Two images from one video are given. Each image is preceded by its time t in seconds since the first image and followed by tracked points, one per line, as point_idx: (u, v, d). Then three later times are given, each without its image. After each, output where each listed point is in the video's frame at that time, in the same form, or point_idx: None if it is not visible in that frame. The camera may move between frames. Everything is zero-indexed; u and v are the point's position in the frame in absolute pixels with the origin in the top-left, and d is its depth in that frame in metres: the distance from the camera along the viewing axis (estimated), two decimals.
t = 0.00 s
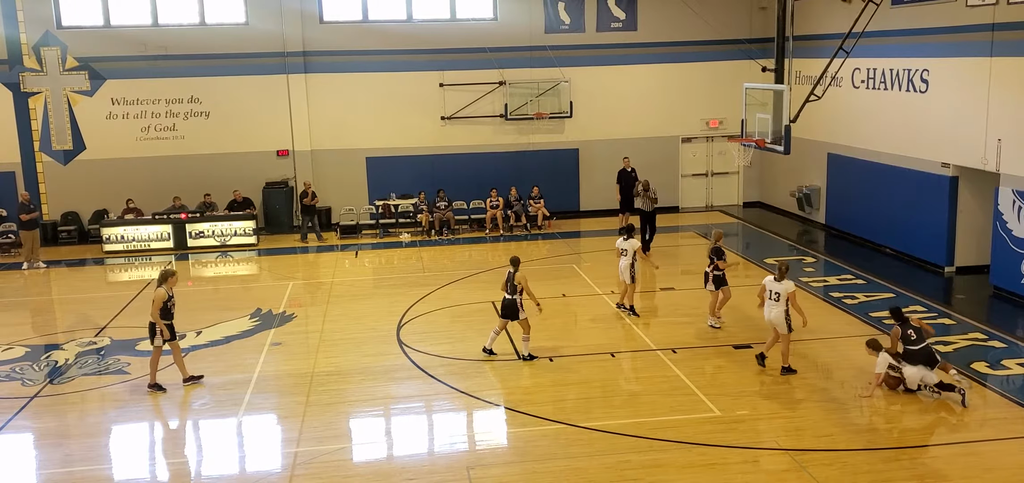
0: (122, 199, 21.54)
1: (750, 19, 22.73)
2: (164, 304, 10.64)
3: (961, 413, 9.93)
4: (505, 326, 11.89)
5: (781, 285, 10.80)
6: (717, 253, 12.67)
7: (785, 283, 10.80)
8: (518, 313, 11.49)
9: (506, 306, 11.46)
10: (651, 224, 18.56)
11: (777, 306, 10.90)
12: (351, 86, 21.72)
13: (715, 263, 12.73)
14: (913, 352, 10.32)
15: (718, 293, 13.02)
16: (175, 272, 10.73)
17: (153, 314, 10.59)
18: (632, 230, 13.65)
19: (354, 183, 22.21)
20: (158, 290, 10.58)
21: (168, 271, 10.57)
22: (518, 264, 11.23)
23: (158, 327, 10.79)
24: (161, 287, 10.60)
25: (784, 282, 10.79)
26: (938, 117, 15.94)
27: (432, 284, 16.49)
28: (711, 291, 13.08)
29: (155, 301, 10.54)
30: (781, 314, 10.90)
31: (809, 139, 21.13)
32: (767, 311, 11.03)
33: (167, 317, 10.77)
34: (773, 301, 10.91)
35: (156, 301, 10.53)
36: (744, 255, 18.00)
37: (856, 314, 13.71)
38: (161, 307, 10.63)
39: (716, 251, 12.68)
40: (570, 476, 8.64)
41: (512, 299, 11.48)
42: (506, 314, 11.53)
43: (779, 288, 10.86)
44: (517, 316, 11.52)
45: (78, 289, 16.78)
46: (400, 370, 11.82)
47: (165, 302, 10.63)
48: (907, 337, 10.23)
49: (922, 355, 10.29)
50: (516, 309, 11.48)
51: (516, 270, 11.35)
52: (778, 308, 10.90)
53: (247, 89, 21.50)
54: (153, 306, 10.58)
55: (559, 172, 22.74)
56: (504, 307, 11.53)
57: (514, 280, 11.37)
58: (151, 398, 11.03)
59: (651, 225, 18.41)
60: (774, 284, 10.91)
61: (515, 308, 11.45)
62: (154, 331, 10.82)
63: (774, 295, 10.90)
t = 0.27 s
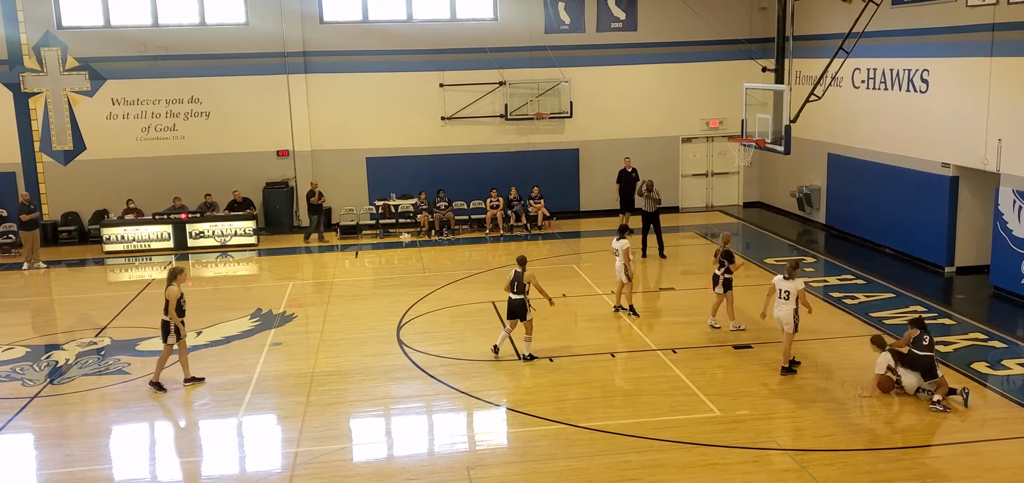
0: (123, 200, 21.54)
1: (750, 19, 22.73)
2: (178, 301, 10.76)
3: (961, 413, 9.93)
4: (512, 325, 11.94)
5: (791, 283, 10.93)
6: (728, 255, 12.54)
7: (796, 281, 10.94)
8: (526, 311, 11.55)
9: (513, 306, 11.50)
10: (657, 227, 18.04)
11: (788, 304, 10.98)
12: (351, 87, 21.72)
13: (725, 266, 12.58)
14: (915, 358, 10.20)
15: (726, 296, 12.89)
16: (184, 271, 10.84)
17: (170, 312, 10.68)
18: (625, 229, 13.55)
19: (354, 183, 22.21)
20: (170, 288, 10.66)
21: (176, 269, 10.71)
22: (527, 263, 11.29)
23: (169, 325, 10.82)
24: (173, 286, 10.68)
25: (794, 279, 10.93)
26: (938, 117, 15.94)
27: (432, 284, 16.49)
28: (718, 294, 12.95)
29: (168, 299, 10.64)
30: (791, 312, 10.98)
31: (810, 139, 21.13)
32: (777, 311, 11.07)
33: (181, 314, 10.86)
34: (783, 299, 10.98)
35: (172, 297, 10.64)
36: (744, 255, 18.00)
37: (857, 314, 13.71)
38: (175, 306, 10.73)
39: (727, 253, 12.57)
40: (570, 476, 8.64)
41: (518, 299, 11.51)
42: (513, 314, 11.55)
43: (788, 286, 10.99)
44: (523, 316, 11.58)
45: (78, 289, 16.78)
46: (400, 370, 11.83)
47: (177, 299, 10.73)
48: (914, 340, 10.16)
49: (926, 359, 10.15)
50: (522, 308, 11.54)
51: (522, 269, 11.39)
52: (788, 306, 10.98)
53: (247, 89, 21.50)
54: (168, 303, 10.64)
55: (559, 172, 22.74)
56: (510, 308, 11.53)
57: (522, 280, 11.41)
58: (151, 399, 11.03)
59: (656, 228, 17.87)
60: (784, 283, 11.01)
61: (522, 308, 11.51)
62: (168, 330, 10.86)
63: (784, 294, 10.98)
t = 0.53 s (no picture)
0: (122, 199, 21.54)
1: (750, 19, 22.73)
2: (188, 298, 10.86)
3: (961, 413, 9.92)
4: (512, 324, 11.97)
5: (791, 281, 10.81)
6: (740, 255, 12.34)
7: (796, 279, 10.77)
8: (525, 310, 11.60)
9: (513, 306, 11.52)
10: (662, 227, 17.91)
11: (792, 302, 10.91)
12: (351, 87, 21.72)
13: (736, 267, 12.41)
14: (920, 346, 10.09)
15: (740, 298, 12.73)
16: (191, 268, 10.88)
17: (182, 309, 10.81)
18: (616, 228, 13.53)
19: (354, 183, 22.21)
20: (180, 287, 10.68)
21: (181, 267, 10.74)
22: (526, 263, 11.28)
23: (183, 322, 10.94)
24: (180, 283, 10.71)
25: (794, 277, 10.78)
26: (938, 117, 15.95)
27: (432, 284, 16.48)
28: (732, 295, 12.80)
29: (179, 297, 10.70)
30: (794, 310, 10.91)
31: (809, 138, 21.13)
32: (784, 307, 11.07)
33: (191, 310, 10.99)
34: (788, 297, 10.91)
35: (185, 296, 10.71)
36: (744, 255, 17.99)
37: (857, 313, 13.70)
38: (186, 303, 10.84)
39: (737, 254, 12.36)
40: (570, 476, 8.64)
41: (518, 299, 11.53)
42: (513, 314, 11.60)
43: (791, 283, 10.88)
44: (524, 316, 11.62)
45: (78, 289, 16.78)
46: (400, 370, 11.82)
47: (186, 296, 10.80)
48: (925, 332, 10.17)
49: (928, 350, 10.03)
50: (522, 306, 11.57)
51: (521, 268, 11.38)
52: (791, 304, 10.93)
53: (247, 89, 21.50)
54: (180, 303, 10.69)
55: (559, 172, 22.74)
56: (511, 307, 11.57)
57: (520, 280, 11.41)
58: (152, 399, 11.03)
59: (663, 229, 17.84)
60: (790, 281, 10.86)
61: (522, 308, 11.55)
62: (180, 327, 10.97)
63: (787, 291, 10.93)
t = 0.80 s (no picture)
0: (122, 199, 21.53)
1: (749, 20, 22.73)
2: (196, 298, 10.83)
3: (961, 412, 9.92)
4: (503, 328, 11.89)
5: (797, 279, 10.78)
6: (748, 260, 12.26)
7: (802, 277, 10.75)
8: (513, 314, 11.49)
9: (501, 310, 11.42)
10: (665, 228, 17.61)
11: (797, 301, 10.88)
12: (350, 87, 21.72)
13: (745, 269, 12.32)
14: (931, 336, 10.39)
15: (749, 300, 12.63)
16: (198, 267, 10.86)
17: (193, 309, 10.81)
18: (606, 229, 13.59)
19: (353, 183, 22.20)
20: (186, 287, 10.67)
21: (188, 267, 10.75)
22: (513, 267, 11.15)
23: (193, 322, 10.93)
24: (189, 283, 10.71)
25: (800, 275, 10.75)
26: (938, 117, 15.95)
27: (432, 284, 16.48)
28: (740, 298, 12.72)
29: (186, 297, 10.66)
30: (799, 308, 10.88)
31: (809, 138, 21.13)
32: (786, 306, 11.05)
33: (201, 310, 10.97)
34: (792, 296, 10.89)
35: (191, 296, 10.68)
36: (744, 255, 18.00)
37: (857, 313, 13.71)
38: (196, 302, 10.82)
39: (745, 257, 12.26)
40: (570, 476, 8.64)
41: (505, 303, 11.42)
42: (503, 317, 11.49)
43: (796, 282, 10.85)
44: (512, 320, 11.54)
45: (78, 289, 16.77)
46: (399, 370, 11.82)
47: (195, 296, 10.78)
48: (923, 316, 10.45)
49: (943, 336, 10.36)
50: (511, 309, 11.47)
51: (507, 272, 11.26)
52: (795, 303, 10.90)
53: (246, 89, 21.50)
54: (186, 304, 10.67)
55: (559, 171, 22.74)
56: (499, 312, 11.46)
57: (506, 284, 11.29)
58: (152, 399, 11.03)
59: (667, 231, 17.40)
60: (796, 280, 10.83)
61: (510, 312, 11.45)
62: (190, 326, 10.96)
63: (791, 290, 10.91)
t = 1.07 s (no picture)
0: (123, 199, 21.55)
1: (750, 20, 22.74)
2: (209, 297, 10.85)
3: (961, 412, 9.93)
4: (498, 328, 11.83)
5: (808, 279, 10.74)
6: (756, 263, 12.17)
7: (813, 277, 10.73)
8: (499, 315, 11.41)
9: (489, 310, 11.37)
10: (667, 230, 17.32)
11: (806, 301, 10.85)
12: (351, 87, 21.73)
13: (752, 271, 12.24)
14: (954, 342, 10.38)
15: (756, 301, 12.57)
16: (210, 267, 10.86)
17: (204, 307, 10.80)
18: (597, 228, 13.65)
19: (354, 183, 22.21)
20: (198, 286, 10.71)
21: (199, 268, 10.75)
22: (500, 268, 11.12)
23: (205, 322, 10.92)
24: (199, 283, 10.73)
25: (811, 276, 10.72)
26: (938, 116, 15.93)
27: (433, 284, 16.48)
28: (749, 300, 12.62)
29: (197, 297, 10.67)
30: (808, 308, 10.87)
31: (810, 138, 21.12)
32: (793, 307, 10.97)
33: (214, 309, 10.98)
34: (801, 295, 10.84)
35: (203, 295, 10.72)
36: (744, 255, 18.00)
37: (858, 313, 13.71)
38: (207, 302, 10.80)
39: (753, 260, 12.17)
40: (570, 476, 8.64)
41: (493, 304, 11.36)
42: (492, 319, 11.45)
43: (805, 281, 10.80)
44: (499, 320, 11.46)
45: (78, 290, 16.78)
46: (400, 370, 11.83)
47: (208, 295, 10.83)
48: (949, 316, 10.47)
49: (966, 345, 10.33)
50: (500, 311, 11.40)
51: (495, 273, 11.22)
52: (805, 303, 10.86)
53: (246, 89, 21.51)
54: (198, 302, 10.72)
55: (559, 171, 22.74)
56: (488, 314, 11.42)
57: (491, 286, 11.24)
58: (152, 399, 11.04)
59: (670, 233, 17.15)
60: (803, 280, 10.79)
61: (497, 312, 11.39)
62: (202, 327, 10.94)
63: (800, 290, 10.85)
